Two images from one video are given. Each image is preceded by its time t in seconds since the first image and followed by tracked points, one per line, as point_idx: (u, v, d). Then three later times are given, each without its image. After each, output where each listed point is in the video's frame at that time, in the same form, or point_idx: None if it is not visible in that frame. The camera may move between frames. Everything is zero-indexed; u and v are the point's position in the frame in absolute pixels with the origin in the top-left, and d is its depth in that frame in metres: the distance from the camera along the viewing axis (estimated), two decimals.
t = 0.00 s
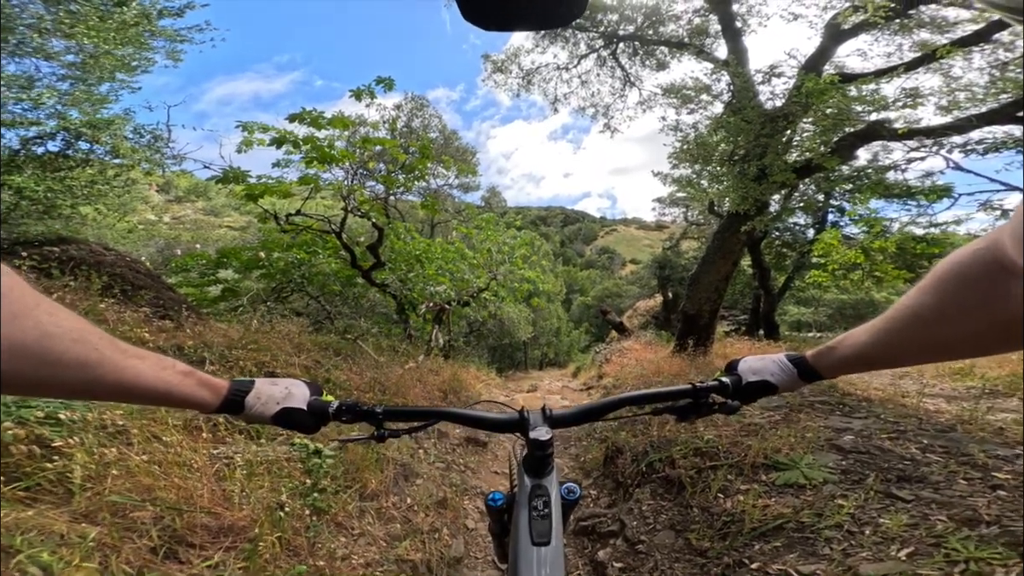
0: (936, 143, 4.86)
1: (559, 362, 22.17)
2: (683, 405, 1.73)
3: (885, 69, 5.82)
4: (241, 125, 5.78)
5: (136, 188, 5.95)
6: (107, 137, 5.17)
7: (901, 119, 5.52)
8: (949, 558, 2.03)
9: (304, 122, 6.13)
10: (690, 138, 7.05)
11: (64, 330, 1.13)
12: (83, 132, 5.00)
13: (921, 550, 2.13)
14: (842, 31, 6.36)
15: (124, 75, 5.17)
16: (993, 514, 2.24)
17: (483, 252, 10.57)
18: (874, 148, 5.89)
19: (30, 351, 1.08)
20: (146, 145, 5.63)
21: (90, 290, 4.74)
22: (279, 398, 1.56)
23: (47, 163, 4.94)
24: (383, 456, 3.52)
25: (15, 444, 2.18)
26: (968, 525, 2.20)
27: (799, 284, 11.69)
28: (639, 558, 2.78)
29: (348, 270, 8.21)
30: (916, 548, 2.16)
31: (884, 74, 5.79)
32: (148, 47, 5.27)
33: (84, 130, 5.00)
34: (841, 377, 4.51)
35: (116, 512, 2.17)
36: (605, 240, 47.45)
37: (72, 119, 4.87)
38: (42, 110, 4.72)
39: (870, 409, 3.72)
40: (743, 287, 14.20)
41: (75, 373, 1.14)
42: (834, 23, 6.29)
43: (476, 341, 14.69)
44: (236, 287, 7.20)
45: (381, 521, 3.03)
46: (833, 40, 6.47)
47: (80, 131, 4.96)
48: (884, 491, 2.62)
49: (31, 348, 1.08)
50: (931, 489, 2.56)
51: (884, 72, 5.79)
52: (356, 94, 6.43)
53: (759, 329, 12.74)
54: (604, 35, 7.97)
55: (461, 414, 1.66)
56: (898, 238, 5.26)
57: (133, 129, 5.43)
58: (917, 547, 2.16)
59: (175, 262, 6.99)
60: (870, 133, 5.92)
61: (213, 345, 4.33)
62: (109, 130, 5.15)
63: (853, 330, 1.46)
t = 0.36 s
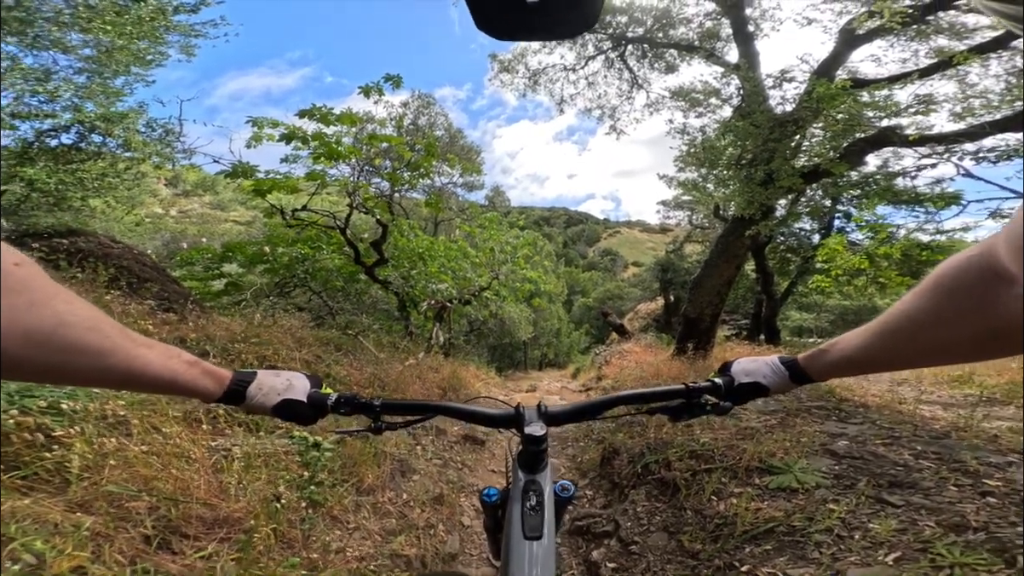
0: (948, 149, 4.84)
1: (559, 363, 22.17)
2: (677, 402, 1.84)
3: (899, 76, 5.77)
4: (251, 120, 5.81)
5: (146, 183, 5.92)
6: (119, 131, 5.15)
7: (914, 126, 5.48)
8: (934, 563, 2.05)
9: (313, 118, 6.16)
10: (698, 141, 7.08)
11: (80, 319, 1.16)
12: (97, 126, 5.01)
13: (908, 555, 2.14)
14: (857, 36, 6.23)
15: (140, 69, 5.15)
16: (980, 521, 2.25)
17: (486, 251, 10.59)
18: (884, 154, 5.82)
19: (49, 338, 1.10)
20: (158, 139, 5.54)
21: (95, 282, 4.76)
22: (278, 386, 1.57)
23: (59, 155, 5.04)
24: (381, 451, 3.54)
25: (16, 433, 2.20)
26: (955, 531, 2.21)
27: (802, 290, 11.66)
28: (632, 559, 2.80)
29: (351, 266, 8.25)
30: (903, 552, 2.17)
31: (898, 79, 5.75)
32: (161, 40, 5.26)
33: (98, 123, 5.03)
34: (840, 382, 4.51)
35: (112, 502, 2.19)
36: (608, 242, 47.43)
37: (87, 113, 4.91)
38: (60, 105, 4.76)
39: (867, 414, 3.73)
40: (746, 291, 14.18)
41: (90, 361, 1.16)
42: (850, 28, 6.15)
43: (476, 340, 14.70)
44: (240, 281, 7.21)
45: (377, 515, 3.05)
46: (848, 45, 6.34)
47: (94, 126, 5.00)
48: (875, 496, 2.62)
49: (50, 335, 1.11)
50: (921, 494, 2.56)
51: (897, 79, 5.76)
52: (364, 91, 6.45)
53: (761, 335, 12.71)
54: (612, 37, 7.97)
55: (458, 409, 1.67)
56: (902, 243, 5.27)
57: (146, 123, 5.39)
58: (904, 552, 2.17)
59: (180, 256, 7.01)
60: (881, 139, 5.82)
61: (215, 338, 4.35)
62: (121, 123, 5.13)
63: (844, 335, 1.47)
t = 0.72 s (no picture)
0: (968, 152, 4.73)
1: (562, 361, 22.14)
2: (678, 404, 1.74)
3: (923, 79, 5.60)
4: (264, 114, 5.82)
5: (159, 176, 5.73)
6: (135, 124, 5.00)
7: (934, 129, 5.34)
8: (924, 568, 2.02)
9: (324, 112, 6.17)
10: (710, 141, 7.03)
11: (101, 309, 1.21)
12: (115, 119, 4.79)
13: (899, 560, 2.14)
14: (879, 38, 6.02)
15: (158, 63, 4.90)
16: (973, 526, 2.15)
17: (490, 247, 10.62)
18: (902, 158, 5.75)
19: (73, 327, 1.16)
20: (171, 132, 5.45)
21: (108, 274, 4.79)
22: (286, 376, 1.58)
23: (77, 148, 4.69)
24: (383, 444, 3.55)
25: (26, 421, 2.22)
26: (947, 537, 2.16)
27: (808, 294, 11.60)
28: (628, 557, 2.82)
29: (357, 260, 8.37)
30: (894, 556, 2.17)
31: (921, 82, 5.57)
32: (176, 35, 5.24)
33: (115, 117, 4.82)
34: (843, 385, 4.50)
35: (117, 490, 2.22)
36: (613, 241, 47.35)
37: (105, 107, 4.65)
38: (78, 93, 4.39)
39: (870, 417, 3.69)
40: (752, 294, 14.14)
41: (109, 351, 1.23)
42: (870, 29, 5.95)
43: (479, 336, 14.71)
44: (247, 274, 7.19)
45: (376, 507, 3.06)
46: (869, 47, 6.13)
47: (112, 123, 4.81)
48: (871, 501, 2.61)
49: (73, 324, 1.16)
50: (916, 499, 2.52)
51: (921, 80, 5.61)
52: (375, 86, 6.46)
53: (765, 337, 12.67)
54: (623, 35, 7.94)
55: (463, 402, 1.69)
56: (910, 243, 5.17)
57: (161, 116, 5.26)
58: (895, 557, 2.17)
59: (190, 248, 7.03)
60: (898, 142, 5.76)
61: (223, 330, 4.38)
62: (138, 116, 4.97)
63: (849, 337, 1.49)
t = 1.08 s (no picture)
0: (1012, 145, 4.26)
1: (570, 350, 22.14)
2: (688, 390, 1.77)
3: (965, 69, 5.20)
4: (275, 102, 5.79)
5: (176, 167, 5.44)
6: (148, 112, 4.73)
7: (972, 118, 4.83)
8: (939, 568, 1.99)
9: (336, 98, 6.13)
10: (733, 133, 6.82)
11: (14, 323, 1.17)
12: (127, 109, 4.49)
13: (915, 559, 2.11)
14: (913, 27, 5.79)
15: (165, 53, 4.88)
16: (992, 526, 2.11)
17: (499, 236, 10.61)
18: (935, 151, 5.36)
19: None
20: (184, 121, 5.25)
21: (125, 262, 4.85)
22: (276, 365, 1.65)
23: (93, 139, 4.31)
24: (392, 432, 3.57)
25: (43, 409, 2.22)
26: (965, 536, 2.12)
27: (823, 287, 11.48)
28: (637, 550, 2.82)
29: (368, 248, 8.36)
30: (910, 556, 2.14)
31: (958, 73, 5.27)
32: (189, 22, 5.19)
33: (128, 109, 4.54)
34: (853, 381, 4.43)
35: (133, 479, 2.24)
36: (623, 230, 47.14)
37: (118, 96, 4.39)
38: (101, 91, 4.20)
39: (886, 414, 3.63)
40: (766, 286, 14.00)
41: (34, 366, 1.19)
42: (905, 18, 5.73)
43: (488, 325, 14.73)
44: (263, 262, 7.15)
45: (386, 495, 3.08)
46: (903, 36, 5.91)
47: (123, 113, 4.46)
48: (889, 499, 2.59)
49: None
50: (936, 498, 2.49)
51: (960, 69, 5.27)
52: (386, 72, 6.43)
53: (777, 330, 12.57)
54: (638, 21, 7.84)
55: (458, 394, 1.75)
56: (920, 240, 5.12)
57: (174, 107, 5.04)
58: (912, 556, 2.14)
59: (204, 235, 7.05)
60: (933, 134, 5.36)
61: (237, 317, 4.40)
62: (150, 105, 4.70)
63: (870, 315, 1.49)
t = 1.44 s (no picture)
0: None
1: (587, 319, 21.98)
2: (802, 344, 2.05)
3: None
4: (272, 62, 5.64)
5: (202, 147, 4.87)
6: (141, 83, 3.22)
7: None
8: (993, 559, 1.84)
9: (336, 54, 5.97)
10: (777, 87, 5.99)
11: None
12: (124, 83, 3.02)
13: (970, 549, 2.01)
14: None
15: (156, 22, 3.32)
16: None
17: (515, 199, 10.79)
18: None
19: None
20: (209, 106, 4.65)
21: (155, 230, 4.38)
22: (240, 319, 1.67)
23: (100, 117, 2.92)
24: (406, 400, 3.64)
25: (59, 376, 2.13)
26: None
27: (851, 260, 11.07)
28: (665, 527, 2.99)
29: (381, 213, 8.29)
30: (967, 546, 2.03)
31: None
32: None
33: (123, 81, 3.05)
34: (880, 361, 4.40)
35: (145, 454, 2.21)
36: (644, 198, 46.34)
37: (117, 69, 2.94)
38: (85, 65, 2.78)
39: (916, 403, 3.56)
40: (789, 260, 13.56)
41: None
42: None
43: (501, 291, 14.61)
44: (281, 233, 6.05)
45: (400, 466, 3.14)
46: None
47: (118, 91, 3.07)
48: (945, 484, 2.56)
49: (12, 331, 1.32)
50: (995, 486, 2.36)
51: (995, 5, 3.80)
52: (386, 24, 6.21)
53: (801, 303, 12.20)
54: None
55: (475, 355, 1.91)
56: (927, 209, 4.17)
57: (170, 74, 3.38)
58: (967, 546, 2.04)
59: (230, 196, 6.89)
60: None
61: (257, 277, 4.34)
62: (146, 75, 3.18)
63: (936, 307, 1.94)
